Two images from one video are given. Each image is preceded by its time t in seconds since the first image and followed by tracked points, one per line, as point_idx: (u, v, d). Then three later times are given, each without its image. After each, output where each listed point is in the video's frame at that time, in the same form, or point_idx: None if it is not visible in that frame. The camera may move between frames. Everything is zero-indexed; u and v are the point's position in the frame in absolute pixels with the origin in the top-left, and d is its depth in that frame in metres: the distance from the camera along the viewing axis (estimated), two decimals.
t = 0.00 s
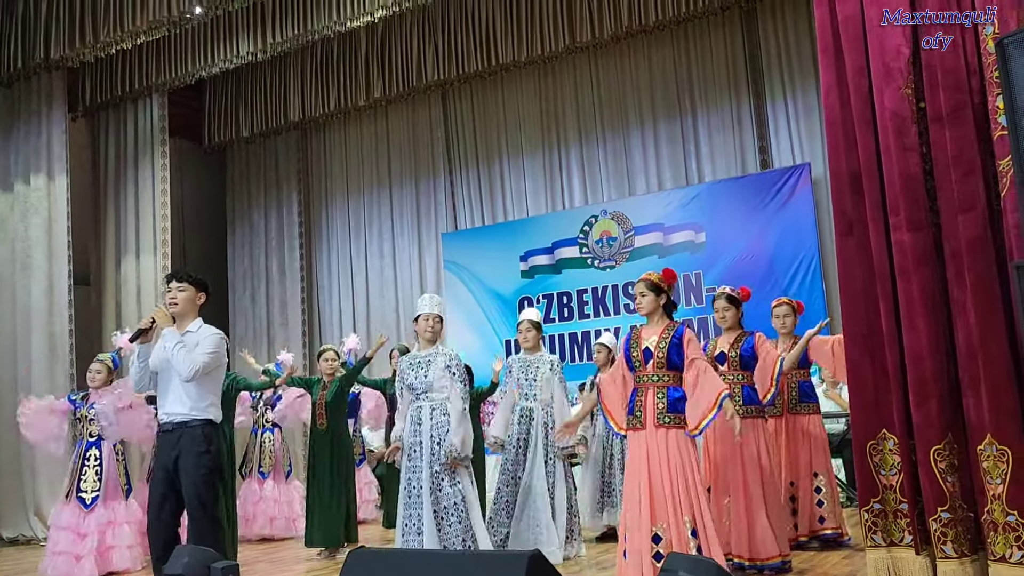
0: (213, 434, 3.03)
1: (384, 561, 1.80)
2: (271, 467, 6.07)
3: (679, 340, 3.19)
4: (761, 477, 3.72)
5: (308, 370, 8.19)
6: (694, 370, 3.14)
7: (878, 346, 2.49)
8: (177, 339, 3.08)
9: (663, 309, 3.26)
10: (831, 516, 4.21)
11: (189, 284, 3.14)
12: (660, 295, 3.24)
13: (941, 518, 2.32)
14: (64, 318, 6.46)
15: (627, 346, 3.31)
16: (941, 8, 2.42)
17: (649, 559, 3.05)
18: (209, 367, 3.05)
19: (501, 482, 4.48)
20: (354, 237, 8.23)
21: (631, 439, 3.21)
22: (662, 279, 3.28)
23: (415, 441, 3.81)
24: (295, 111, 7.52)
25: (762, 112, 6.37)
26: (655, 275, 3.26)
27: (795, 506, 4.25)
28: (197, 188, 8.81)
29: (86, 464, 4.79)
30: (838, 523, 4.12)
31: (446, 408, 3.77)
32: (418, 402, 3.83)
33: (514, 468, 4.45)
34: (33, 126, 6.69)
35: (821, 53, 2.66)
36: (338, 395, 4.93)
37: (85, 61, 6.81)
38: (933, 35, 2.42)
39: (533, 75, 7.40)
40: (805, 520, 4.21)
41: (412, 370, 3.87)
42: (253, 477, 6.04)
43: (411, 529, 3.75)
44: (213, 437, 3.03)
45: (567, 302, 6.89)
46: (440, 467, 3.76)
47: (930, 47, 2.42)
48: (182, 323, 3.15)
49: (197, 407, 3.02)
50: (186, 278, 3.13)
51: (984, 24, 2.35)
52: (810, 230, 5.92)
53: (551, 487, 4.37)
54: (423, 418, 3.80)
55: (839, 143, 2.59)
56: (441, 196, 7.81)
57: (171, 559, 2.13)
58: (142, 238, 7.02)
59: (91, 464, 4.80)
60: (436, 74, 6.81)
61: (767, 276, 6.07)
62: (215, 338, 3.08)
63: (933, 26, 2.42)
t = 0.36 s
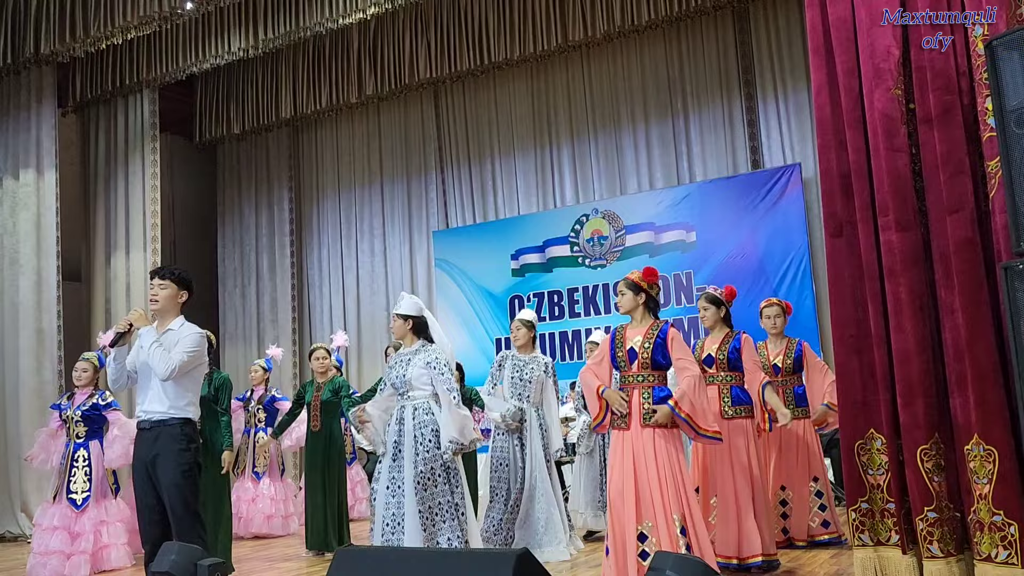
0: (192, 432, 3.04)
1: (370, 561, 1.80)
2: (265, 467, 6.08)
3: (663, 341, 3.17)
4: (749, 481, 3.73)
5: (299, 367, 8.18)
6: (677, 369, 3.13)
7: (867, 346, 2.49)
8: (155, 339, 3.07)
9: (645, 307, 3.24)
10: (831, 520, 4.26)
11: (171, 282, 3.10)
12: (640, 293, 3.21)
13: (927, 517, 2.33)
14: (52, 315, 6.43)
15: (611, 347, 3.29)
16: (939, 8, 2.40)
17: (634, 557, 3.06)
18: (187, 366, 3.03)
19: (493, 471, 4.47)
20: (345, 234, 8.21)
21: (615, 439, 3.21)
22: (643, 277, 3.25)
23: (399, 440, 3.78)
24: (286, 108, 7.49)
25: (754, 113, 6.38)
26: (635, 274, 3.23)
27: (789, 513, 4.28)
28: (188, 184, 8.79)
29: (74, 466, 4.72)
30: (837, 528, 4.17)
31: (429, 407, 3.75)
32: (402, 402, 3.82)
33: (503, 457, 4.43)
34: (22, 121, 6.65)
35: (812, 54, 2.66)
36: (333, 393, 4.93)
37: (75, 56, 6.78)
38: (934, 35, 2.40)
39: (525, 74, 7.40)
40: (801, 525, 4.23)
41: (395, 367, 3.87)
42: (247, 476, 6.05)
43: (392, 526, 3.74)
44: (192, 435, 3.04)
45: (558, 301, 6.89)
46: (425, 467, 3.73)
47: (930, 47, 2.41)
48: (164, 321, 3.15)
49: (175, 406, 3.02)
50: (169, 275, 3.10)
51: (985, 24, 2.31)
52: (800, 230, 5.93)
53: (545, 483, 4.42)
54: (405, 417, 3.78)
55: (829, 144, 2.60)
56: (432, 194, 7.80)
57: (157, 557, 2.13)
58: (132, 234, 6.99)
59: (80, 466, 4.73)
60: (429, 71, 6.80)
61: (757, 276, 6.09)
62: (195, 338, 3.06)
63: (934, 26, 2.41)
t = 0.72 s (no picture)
0: (187, 425, 3.04)
1: (368, 553, 1.80)
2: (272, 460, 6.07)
3: (638, 342, 3.19)
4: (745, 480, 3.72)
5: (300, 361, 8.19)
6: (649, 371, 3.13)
7: (868, 341, 2.49)
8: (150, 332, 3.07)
9: (622, 309, 3.28)
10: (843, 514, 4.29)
11: (164, 279, 3.13)
12: (617, 296, 3.25)
13: (927, 513, 2.33)
14: (55, 307, 6.44)
15: (588, 348, 3.31)
16: (939, 8, 2.40)
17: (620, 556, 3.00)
18: (180, 361, 3.03)
19: (467, 461, 4.42)
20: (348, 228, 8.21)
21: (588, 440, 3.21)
22: (621, 279, 3.30)
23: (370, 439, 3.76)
24: (289, 101, 7.48)
25: (757, 107, 6.37)
26: (613, 278, 3.28)
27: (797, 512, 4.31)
28: (191, 177, 8.79)
29: (66, 458, 4.78)
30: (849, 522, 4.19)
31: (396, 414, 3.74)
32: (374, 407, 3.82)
33: (479, 446, 4.41)
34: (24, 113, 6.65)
35: (815, 48, 2.65)
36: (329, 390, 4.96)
37: (78, 47, 6.77)
38: (933, 35, 2.40)
39: (528, 67, 7.38)
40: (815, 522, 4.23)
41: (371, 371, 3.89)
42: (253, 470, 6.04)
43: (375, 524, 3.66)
44: (187, 428, 3.05)
45: (560, 295, 6.89)
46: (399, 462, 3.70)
47: (930, 47, 2.40)
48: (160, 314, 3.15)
49: (172, 400, 3.01)
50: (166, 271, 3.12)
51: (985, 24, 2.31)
52: (802, 226, 5.92)
53: (522, 477, 4.43)
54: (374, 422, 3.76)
55: (831, 139, 2.59)
56: (435, 188, 7.79)
57: (157, 548, 2.13)
58: (134, 227, 6.99)
59: (71, 458, 4.79)
60: (432, 65, 6.79)
61: (759, 272, 6.08)
62: (187, 332, 3.06)
63: (936, 25, 2.40)
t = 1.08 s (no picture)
0: (210, 415, 3.05)
1: (381, 543, 1.80)
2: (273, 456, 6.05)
3: (614, 336, 3.11)
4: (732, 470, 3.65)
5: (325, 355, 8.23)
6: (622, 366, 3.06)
7: (884, 334, 2.47)
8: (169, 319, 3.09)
9: (602, 302, 3.20)
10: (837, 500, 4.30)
11: (192, 265, 3.16)
12: (598, 289, 3.19)
13: (943, 506, 2.32)
14: (71, 298, 6.49)
15: (565, 335, 3.26)
16: (940, 8, 2.39)
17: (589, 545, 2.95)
18: (195, 348, 3.06)
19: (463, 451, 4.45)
20: (361, 220, 8.22)
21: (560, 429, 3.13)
22: (602, 272, 3.22)
23: (345, 422, 3.81)
24: (303, 93, 7.49)
25: (773, 99, 6.33)
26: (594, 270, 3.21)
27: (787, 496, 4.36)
28: (205, 169, 8.82)
29: (76, 448, 4.83)
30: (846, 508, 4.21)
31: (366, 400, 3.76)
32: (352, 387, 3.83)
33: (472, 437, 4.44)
34: (40, 106, 6.69)
35: (831, 37, 2.62)
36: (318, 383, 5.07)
37: (93, 40, 6.80)
38: (933, 35, 2.41)
39: (541, 59, 7.35)
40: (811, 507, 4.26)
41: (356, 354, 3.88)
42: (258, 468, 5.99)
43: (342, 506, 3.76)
44: (210, 418, 3.05)
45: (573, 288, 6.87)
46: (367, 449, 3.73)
47: (931, 47, 2.41)
48: (183, 302, 3.18)
49: (192, 390, 3.03)
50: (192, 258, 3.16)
51: (983, 24, 2.34)
52: (817, 218, 5.89)
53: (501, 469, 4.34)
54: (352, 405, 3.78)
55: (847, 129, 2.56)
56: (448, 179, 7.79)
57: (173, 537, 2.15)
58: (150, 219, 7.02)
59: (81, 447, 4.83)
60: (445, 57, 6.79)
61: (774, 264, 6.05)
62: (206, 320, 3.10)
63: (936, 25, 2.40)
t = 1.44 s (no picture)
0: (240, 402, 3.08)
1: (405, 529, 1.81)
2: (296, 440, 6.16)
3: (635, 326, 3.25)
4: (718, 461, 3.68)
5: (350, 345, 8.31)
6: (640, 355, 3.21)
7: (912, 322, 2.44)
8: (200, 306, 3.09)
9: (625, 293, 3.34)
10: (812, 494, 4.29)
11: (218, 254, 3.17)
12: (619, 283, 3.31)
13: (973, 495, 2.29)
14: (97, 289, 6.56)
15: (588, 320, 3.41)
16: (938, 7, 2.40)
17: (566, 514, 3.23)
18: (228, 336, 3.06)
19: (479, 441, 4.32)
20: (382, 210, 8.24)
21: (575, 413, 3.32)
22: (619, 264, 3.32)
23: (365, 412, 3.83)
24: (324, 84, 7.51)
25: (797, 86, 6.27)
26: (611, 263, 3.31)
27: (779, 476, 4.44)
28: (228, 160, 8.87)
29: (95, 430, 4.87)
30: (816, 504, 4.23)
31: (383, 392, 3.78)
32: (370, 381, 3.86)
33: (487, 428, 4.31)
34: (66, 97, 6.76)
35: (858, 22, 2.58)
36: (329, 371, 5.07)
37: (117, 32, 6.84)
38: (933, 35, 2.40)
39: (563, 47, 7.32)
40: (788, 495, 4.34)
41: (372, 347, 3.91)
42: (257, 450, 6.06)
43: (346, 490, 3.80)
44: (240, 406, 3.07)
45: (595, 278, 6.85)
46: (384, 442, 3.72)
47: (930, 48, 2.41)
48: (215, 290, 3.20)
49: (225, 376, 3.07)
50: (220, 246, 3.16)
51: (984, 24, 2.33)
52: (842, 207, 5.84)
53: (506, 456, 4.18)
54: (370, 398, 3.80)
55: (875, 115, 2.53)
56: (469, 169, 7.79)
57: (201, 523, 2.17)
58: (174, 210, 7.08)
59: (100, 428, 4.88)
60: (466, 46, 6.78)
61: (798, 253, 6.00)
62: (238, 308, 3.09)
63: (934, 26, 2.40)
